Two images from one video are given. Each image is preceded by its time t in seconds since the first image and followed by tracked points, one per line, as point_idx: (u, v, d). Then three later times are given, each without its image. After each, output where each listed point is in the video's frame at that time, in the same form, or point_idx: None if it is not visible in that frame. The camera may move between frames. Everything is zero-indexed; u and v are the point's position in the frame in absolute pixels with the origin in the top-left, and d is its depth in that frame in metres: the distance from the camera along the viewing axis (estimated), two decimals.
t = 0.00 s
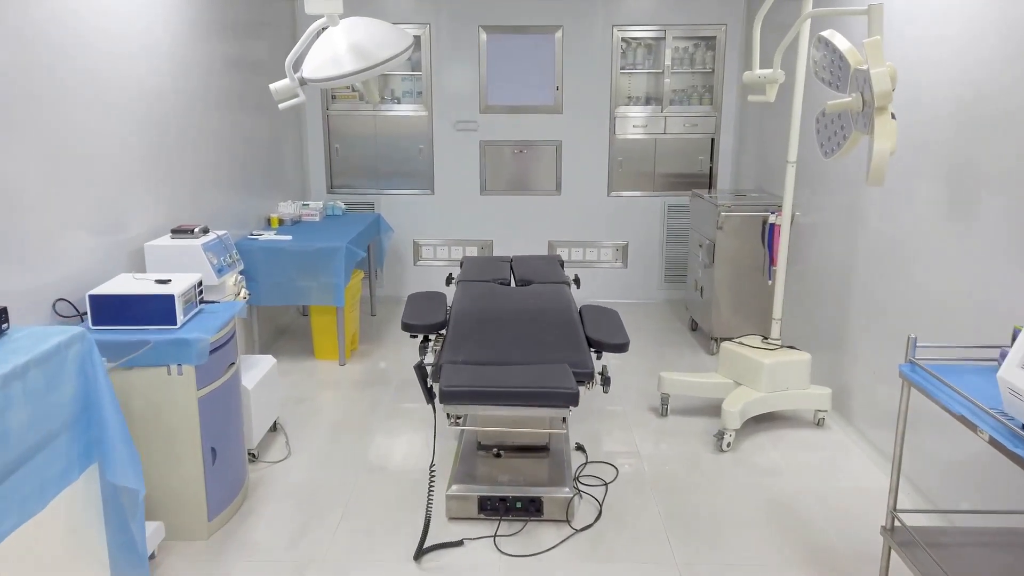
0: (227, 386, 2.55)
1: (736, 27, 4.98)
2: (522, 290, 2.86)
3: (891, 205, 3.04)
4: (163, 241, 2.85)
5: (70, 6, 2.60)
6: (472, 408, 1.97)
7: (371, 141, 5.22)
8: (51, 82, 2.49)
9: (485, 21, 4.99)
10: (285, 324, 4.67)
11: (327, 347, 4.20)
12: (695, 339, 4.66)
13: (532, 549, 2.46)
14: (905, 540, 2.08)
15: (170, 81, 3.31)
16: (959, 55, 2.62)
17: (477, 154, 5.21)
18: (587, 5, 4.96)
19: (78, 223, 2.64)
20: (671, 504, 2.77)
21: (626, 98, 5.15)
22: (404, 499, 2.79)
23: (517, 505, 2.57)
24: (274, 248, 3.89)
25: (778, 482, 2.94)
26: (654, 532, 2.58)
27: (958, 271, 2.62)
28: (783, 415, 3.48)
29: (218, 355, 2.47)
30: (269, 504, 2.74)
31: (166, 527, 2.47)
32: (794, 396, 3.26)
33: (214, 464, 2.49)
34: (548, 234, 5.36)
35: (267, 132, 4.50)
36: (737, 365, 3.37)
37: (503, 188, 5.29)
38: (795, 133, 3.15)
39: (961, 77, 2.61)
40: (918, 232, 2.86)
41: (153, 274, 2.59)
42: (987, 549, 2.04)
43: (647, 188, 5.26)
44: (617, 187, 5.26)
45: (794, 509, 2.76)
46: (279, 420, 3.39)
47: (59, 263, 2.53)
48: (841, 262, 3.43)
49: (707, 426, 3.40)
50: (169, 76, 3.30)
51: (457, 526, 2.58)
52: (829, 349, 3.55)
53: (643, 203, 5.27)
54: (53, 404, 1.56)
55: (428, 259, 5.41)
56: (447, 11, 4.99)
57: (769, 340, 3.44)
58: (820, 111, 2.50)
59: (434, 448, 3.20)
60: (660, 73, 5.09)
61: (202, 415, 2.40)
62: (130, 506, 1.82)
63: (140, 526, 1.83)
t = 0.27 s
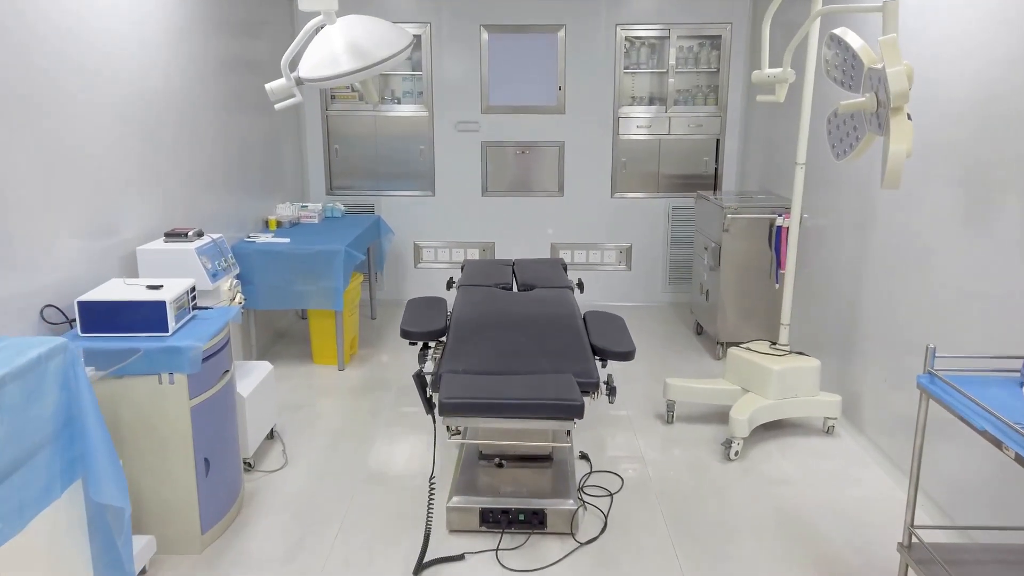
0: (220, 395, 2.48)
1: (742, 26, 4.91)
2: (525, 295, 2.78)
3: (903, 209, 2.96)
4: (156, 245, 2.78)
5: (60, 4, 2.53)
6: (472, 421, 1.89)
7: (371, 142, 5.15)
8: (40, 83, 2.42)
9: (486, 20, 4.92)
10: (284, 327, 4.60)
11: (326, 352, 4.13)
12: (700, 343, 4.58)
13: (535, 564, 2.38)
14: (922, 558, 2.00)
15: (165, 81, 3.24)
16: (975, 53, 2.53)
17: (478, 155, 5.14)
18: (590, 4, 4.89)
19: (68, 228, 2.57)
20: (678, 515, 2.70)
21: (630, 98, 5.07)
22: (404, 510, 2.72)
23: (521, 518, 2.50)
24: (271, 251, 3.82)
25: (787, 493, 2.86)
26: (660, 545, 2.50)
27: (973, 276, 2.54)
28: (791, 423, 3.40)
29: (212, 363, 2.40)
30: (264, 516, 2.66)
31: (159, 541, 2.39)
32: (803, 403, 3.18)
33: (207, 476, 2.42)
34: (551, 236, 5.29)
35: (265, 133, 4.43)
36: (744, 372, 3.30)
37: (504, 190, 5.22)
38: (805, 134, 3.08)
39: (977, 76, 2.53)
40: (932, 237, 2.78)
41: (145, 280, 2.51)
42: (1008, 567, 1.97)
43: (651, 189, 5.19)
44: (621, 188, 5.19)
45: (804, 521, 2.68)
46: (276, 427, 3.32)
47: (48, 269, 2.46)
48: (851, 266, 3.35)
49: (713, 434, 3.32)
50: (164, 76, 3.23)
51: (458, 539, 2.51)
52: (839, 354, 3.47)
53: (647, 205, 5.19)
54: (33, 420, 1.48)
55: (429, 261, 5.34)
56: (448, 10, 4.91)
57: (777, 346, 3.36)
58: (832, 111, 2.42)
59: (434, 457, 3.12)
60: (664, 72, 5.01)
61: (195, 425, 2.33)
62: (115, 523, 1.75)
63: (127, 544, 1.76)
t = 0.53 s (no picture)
0: (214, 404, 2.40)
1: (747, 25, 4.83)
2: (528, 300, 2.71)
3: (916, 211, 2.88)
4: (148, 249, 2.70)
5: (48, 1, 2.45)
6: (474, 435, 1.81)
7: (370, 142, 5.07)
8: (27, 84, 2.34)
9: (487, 18, 4.84)
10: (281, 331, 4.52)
11: (324, 356, 4.05)
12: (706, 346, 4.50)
13: None
14: None
15: (158, 81, 3.17)
16: (992, 51, 2.45)
17: (479, 155, 5.06)
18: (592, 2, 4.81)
19: (57, 233, 2.49)
20: (685, 528, 2.62)
21: (633, 98, 5.00)
22: (403, 522, 2.64)
23: (524, 530, 2.42)
24: (269, 254, 3.74)
25: (797, 504, 2.78)
26: (667, 559, 2.43)
27: (990, 282, 2.46)
28: (800, 430, 3.32)
29: (204, 371, 2.32)
30: (260, 528, 2.59)
31: (150, 556, 2.32)
32: (813, 410, 3.11)
33: (200, 488, 2.34)
34: (553, 238, 5.21)
35: (262, 133, 4.35)
36: (752, 378, 3.22)
37: (505, 191, 5.14)
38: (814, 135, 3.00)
39: (995, 75, 2.45)
40: (946, 240, 2.70)
41: (137, 285, 2.44)
42: None
43: (655, 190, 5.11)
44: (624, 189, 5.11)
45: (815, 534, 2.60)
46: (272, 435, 3.24)
47: (36, 275, 2.38)
48: (862, 269, 3.27)
49: (720, 441, 3.24)
50: (156, 76, 3.15)
51: (459, 553, 2.43)
52: (848, 360, 3.39)
53: (651, 206, 5.11)
54: (9, 437, 1.41)
55: (429, 264, 5.26)
56: (448, 8, 4.84)
57: (786, 351, 3.28)
58: (846, 111, 2.34)
59: (434, 466, 3.04)
60: (668, 72, 4.93)
61: (186, 436, 2.25)
62: (99, 540, 1.69)
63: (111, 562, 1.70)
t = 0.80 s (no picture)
0: (206, 415, 2.32)
1: (752, 24, 4.75)
2: (531, 306, 2.62)
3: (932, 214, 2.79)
4: (138, 253, 2.60)
5: None
6: (477, 452, 1.72)
7: (369, 142, 4.98)
8: (14, 81, 2.25)
9: (488, 16, 4.75)
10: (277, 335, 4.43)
11: (321, 361, 3.96)
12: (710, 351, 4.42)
13: None
14: None
15: (152, 78, 3.07)
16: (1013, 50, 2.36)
17: (480, 156, 4.97)
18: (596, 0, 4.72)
19: (45, 236, 2.40)
20: (693, 543, 2.53)
21: (637, 98, 4.91)
22: (402, 536, 2.55)
23: (528, 546, 2.33)
24: (264, 257, 3.65)
25: (808, 517, 2.69)
26: None
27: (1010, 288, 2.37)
28: (810, 439, 3.24)
29: (195, 381, 2.23)
30: (253, 543, 2.49)
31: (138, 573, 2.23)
32: (824, 419, 3.02)
33: (190, 502, 2.26)
34: (554, 240, 5.12)
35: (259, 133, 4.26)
36: (761, 385, 3.13)
37: (506, 192, 5.05)
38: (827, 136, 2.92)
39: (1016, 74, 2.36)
40: (963, 244, 2.62)
41: (126, 291, 2.35)
42: None
43: (659, 192, 5.02)
44: (627, 190, 5.02)
45: (828, 548, 2.51)
46: (267, 443, 3.14)
47: (22, 279, 2.29)
48: (874, 273, 3.19)
49: (728, 451, 3.16)
50: (150, 74, 3.06)
51: (459, 570, 2.34)
52: (859, 366, 3.30)
53: (654, 208, 5.02)
54: None
55: (428, 266, 5.17)
56: (449, 6, 4.75)
57: (796, 358, 3.20)
58: (864, 110, 2.26)
59: (434, 476, 2.95)
60: (672, 72, 4.85)
61: (176, 449, 2.16)
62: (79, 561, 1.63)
63: None
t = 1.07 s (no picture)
0: (198, 424, 2.24)
1: (757, 22, 4.67)
2: (534, 311, 2.55)
3: (946, 216, 2.72)
4: (129, 255, 2.53)
5: None
6: (480, 467, 1.65)
7: (367, 143, 4.90)
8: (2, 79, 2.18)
9: (489, 15, 4.68)
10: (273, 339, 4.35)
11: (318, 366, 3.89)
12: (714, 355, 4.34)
13: None
14: None
15: (145, 77, 2.99)
16: None
17: (480, 157, 4.90)
18: None
19: (32, 239, 2.32)
20: (701, 555, 2.46)
21: (639, 98, 4.84)
22: (400, 549, 2.47)
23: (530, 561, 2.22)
24: (260, 260, 3.57)
25: (818, 527, 2.62)
26: None
27: None
28: (817, 446, 3.16)
29: (187, 390, 2.16)
30: (246, 556, 2.42)
31: None
32: (833, 426, 2.94)
33: (181, 515, 2.18)
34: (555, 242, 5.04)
35: (255, 133, 4.19)
36: (769, 391, 3.06)
37: (506, 193, 4.98)
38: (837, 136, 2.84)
39: None
40: (977, 247, 2.54)
41: (116, 295, 2.27)
42: None
43: (662, 193, 4.95)
44: (629, 192, 4.95)
45: (839, 561, 2.44)
46: (262, 451, 3.06)
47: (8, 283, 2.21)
48: (884, 277, 3.12)
49: (734, 459, 3.08)
50: (144, 73, 2.98)
51: None
52: (869, 371, 3.23)
53: (656, 209, 4.95)
54: None
55: (427, 268, 5.09)
56: (449, 5, 4.67)
57: (804, 363, 3.12)
58: (879, 109, 2.19)
59: (434, 485, 2.88)
60: (675, 71, 4.78)
61: (166, 460, 2.08)
62: None
63: None
